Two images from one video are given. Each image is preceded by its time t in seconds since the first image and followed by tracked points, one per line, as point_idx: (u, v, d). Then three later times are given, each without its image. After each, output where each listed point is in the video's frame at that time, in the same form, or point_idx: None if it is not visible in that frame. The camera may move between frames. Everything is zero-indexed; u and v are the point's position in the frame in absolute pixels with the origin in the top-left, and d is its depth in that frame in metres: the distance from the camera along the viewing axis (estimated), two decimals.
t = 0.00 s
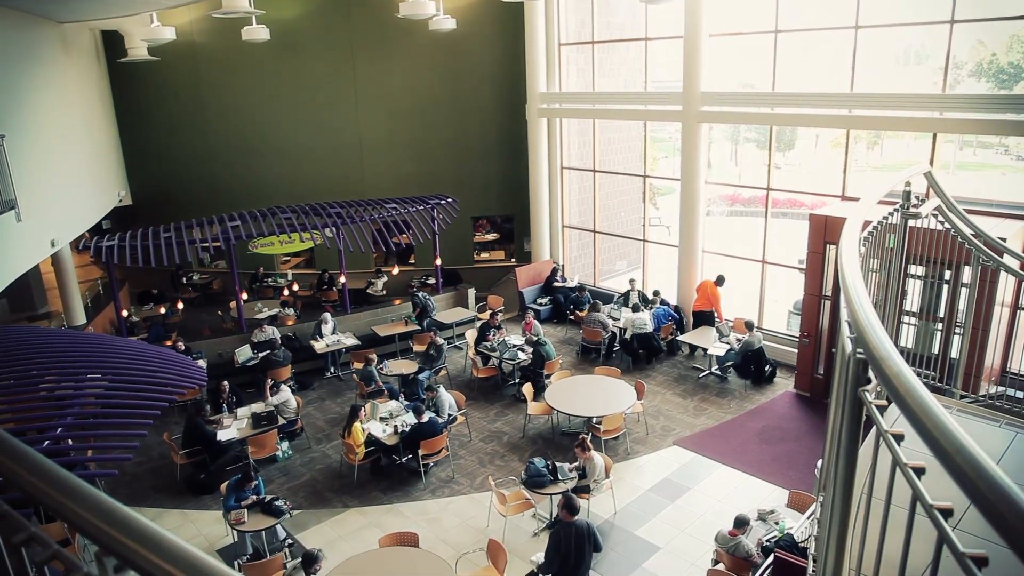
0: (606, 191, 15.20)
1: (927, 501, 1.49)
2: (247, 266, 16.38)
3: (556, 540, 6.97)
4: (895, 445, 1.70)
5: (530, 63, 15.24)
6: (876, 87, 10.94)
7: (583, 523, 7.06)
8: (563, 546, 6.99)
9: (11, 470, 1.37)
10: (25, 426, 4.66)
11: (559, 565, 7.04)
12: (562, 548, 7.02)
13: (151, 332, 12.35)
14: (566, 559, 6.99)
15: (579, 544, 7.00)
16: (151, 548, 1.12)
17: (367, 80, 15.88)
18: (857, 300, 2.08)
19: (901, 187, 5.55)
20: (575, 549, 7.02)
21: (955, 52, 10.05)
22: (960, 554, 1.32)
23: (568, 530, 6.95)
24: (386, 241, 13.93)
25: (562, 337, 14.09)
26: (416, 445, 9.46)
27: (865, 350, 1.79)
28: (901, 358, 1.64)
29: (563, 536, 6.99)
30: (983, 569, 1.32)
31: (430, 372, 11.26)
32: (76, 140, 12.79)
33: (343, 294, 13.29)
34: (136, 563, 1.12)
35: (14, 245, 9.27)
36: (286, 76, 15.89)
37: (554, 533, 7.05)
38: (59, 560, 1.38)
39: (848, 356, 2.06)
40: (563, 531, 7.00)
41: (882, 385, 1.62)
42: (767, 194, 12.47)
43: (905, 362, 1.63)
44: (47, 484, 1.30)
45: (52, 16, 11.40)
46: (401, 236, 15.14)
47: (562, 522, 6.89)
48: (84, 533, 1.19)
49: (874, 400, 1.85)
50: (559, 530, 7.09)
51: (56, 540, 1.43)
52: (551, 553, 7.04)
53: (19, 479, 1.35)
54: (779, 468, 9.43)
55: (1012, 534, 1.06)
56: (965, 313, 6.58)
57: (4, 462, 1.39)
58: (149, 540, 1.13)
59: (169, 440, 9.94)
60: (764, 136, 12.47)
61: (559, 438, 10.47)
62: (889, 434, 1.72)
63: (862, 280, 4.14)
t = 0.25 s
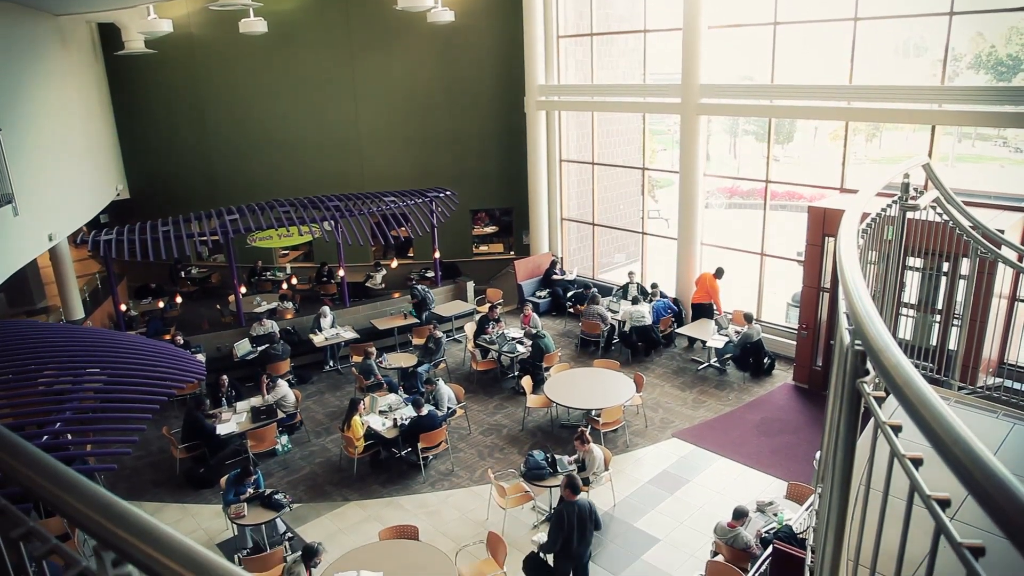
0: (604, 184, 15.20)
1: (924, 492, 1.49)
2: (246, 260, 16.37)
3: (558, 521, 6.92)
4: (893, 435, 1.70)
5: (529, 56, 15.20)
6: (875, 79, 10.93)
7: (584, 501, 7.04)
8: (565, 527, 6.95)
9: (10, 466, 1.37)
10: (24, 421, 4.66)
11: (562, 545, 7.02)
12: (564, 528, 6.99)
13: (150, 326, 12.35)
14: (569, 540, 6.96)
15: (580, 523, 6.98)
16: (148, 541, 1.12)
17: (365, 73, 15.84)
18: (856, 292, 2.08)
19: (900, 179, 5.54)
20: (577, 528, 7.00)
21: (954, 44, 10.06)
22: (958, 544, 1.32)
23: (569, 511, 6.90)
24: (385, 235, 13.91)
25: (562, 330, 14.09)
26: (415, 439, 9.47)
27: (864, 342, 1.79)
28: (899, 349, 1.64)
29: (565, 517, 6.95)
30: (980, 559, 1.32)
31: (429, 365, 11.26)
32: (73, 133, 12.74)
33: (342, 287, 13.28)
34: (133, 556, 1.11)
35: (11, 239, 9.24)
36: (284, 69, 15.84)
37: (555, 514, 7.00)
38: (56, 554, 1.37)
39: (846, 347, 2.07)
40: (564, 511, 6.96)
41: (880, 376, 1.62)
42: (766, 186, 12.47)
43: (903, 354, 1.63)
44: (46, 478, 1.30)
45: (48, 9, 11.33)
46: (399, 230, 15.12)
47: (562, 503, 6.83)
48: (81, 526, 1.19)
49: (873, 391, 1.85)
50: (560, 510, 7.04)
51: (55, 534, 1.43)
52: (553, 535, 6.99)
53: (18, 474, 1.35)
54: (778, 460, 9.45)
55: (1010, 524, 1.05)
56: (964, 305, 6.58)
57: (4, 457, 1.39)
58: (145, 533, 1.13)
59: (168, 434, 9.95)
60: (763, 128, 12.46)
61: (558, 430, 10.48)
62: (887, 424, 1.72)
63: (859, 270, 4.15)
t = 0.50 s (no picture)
0: (596, 179, 15.20)
1: (913, 484, 1.49)
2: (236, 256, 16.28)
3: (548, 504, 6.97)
4: (882, 427, 1.70)
5: (520, 51, 15.17)
6: (865, 73, 10.96)
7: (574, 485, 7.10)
8: (556, 510, 7.01)
9: None
10: (13, 420, 4.61)
11: (552, 528, 7.09)
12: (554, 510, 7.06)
13: (140, 324, 12.28)
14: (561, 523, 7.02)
15: (570, 506, 7.04)
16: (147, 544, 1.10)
17: (355, 68, 15.79)
18: (846, 286, 2.07)
19: (890, 173, 5.55)
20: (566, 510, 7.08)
21: (944, 38, 10.11)
22: (944, 535, 1.33)
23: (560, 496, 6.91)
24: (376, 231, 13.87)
25: (554, 325, 14.09)
26: (407, 435, 9.46)
27: (853, 335, 1.79)
28: (888, 342, 1.63)
29: (555, 499, 7.02)
30: (968, 550, 1.33)
31: (420, 361, 11.25)
32: (61, 129, 12.62)
33: (333, 283, 13.24)
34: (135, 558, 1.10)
35: None
36: (273, 64, 15.74)
37: (546, 497, 7.07)
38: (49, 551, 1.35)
39: (836, 340, 2.07)
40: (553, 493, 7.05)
41: (869, 370, 1.62)
42: (757, 180, 12.50)
43: (892, 347, 1.63)
44: (30, 476, 1.28)
45: (35, 3, 11.21)
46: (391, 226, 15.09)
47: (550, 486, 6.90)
48: (77, 528, 1.16)
49: (861, 384, 1.85)
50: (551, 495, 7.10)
51: (42, 533, 1.41)
52: (544, 518, 7.05)
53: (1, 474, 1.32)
54: (770, 453, 9.49)
55: (993, 515, 1.06)
56: (953, 297, 6.61)
57: None
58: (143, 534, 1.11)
59: (159, 432, 9.89)
60: (754, 123, 12.46)
61: (551, 425, 10.49)
62: (876, 417, 1.72)
63: (847, 263, 4.17)
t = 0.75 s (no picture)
0: (582, 177, 15.22)
1: (895, 478, 1.50)
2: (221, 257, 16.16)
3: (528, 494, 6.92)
4: (865, 423, 1.71)
5: (505, 50, 15.16)
6: (849, 71, 11.03)
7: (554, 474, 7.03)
8: (536, 499, 6.96)
9: None
10: None
11: (533, 518, 7.04)
12: (534, 499, 7.01)
13: (124, 325, 12.17)
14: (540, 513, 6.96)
15: (549, 495, 6.99)
16: (107, 535, 1.09)
17: (339, 67, 15.71)
18: (828, 282, 2.08)
19: (872, 170, 5.58)
20: (546, 499, 7.03)
21: (925, 36, 10.21)
22: (926, 530, 1.33)
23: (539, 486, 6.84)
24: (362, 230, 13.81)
25: (541, 324, 14.09)
26: (395, 435, 9.43)
27: (836, 331, 1.79)
28: (871, 338, 1.64)
29: (535, 489, 6.96)
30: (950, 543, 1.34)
31: (408, 361, 11.21)
32: (42, 129, 12.48)
33: (319, 283, 13.18)
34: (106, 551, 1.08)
35: None
36: (256, 64, 15.62)
37: (525, 487, 7.01)
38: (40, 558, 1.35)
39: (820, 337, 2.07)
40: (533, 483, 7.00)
41: (853, 366, 1.62)
42: (742, 177, 12.57)
43: (875, 343, 1.63)
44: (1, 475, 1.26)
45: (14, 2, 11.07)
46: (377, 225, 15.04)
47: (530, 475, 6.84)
48: (49, 531, 1.15)
49: (846, 379, 1.86)
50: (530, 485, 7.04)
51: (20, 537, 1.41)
52: (524, 507, 7.00)
53: None
54: (756, 449, 9.53)
55: (973, 510, 1.06)
56: (936, 293, 6.67)
57: None
58: (105, 529, 1.10)
59: (144, 435, 9.81)
60: (739, 120, 12.50)
61: (538, 424, 10.49)
62: (860, 412, 1.72)
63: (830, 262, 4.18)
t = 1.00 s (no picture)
0: (568, 177, 15.24)
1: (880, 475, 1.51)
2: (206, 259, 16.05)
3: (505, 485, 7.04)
4: (851, 420, 1.71)
5: (491, 50, 15.16)
6: (833, 71, 11.11)
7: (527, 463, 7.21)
8: (513, 489, 7.10)
9: None
10: None
11: (511, 508, 7.17)
12: (511, 489, 7.15)
13: (108, 329, 12.07)
14: (519, 502, 7.09)
15: (525, 484, 7.15)
16: (99, 549, 1.03)
17: (325, 68, 15.64)
18: (812, 281, 2.09)
19: (856, 169, 5.61)
20: (522, 488, 7.19)
21: (908, 35, 10.31)
22: (910, 525, 1.34)
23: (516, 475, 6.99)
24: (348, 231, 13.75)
25: (529, 324, 14.09)
26: (382, 437, 9.40)
27: (820, 329, 1.80)
28: (854, 337, 1.64)
29: (511, 478, 7.11)
30: (932, 539, 1.35)
31: (395, 362, 11.18)
32: (23, 132, 12.36)
33: (306, 285, 13.11)
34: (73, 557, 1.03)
35: None
36: (241, 66, 15.51)
37: (502, 478, 7.15)
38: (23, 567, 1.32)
39: (805, 335, 2.08)
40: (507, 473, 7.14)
41: (837, 364, 1.62)
42: (727, 177, 12.63)
43: (858, 341, 1.64)
44: None
45: None
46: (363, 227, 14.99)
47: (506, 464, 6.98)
48: (34, 540, 1.08)
49: (829, 376, 1.87)
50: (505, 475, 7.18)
51: None
52: (503, 498, 7.11)
53: None
54: (743, 447, 9.57)
55: (958, 504, 1.06)
56: (919, 290, 6.71)
57: None
58: (95, 539, 1.04)
59: (129, 439, 9.72)
60: (724, 120, 12.55)
61: (526, 424, 10.48)
62: (844, 410, 1.74)
63: (813, 261, 4.20)
